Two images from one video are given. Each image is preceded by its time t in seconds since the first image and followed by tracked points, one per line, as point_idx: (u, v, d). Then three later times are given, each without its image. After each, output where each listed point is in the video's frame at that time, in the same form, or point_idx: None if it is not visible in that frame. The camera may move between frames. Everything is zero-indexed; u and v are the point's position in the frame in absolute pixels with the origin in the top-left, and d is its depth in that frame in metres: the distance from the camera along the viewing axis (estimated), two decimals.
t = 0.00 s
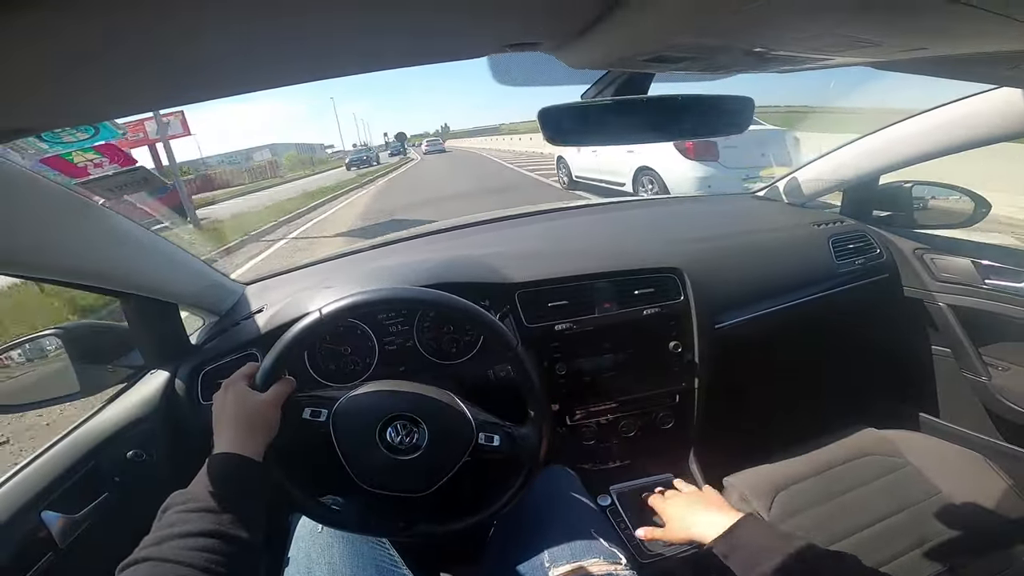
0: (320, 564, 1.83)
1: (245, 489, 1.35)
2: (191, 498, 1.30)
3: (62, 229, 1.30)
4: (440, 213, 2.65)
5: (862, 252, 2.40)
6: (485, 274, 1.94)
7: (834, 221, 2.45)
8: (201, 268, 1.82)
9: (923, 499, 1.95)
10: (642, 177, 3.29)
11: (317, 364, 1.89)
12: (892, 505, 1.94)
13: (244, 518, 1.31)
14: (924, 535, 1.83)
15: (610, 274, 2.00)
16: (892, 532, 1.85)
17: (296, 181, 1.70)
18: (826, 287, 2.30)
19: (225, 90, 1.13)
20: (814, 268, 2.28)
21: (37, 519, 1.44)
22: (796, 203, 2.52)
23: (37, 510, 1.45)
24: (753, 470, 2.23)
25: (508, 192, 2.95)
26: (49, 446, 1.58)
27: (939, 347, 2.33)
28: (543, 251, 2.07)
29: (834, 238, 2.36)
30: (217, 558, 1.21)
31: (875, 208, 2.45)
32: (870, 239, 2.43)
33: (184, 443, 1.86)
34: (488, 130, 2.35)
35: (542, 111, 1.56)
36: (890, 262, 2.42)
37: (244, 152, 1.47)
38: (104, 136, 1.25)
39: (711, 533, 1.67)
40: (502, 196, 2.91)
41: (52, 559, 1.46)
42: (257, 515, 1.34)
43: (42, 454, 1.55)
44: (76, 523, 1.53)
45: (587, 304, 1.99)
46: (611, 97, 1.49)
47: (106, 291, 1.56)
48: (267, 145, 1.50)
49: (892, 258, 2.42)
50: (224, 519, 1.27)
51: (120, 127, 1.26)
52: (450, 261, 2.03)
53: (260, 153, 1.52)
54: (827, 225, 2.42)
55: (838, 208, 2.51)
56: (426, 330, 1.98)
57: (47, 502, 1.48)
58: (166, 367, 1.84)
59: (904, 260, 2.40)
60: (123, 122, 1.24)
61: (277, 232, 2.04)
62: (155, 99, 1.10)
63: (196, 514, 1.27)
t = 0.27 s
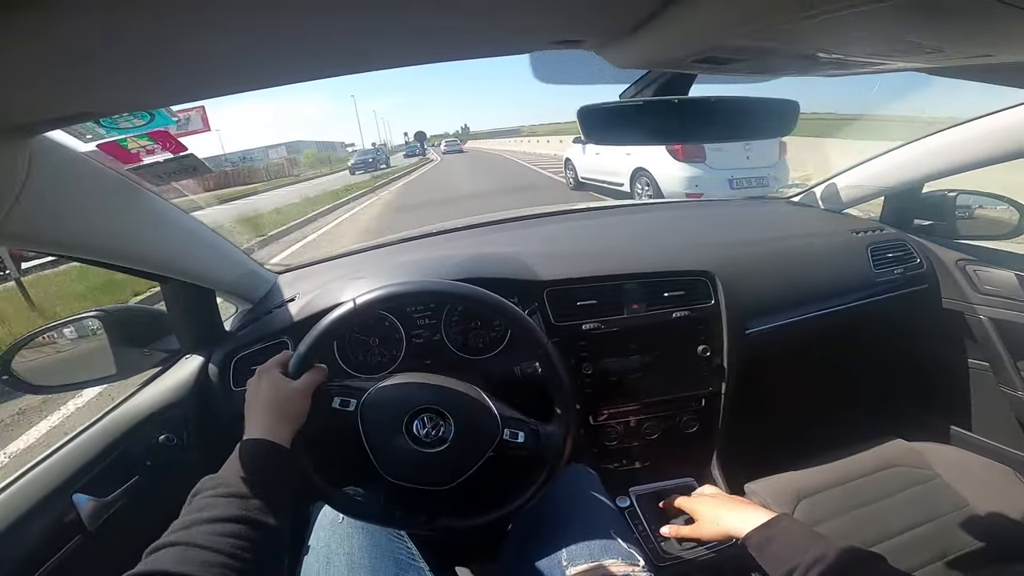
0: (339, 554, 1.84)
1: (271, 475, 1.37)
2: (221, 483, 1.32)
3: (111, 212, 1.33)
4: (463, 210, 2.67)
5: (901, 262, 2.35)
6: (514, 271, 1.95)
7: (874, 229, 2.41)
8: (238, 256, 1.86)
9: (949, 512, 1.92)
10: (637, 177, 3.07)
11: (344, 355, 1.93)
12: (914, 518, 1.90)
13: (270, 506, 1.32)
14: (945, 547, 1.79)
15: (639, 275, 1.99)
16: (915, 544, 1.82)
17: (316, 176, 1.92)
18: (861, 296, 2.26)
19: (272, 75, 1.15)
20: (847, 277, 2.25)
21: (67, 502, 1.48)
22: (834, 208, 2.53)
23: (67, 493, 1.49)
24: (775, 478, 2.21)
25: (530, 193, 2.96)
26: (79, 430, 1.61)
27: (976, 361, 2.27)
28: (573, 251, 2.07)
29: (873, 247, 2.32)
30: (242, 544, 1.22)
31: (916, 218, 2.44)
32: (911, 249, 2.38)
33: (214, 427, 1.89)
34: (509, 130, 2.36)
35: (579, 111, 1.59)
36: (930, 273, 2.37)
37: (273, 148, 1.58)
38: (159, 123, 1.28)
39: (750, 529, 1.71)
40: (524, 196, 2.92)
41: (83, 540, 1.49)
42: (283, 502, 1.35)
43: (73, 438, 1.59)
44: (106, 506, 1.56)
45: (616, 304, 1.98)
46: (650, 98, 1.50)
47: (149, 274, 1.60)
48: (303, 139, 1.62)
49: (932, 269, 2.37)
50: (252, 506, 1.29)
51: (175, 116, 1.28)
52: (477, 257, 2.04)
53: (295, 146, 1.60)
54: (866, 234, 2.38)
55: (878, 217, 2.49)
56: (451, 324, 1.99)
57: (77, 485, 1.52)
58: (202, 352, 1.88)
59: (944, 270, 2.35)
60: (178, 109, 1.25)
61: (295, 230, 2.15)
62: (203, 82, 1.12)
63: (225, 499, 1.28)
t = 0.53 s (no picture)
0: (388, 544, 1.87)
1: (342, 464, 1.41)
2: (295, 469, 1.37)
3: (212, 200, 1.42)
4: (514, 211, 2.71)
5: (975, 282, 2.31)
6: (576, 274, 1.98)
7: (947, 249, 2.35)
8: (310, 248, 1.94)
9: (1000, 534, 1.89)
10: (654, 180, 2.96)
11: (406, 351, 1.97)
12: (961, 538, 1.88)
13: (344, 494, 1.36)
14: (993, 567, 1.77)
15: (698, 285, 2.00)
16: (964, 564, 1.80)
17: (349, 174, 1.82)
18: (924, 318, 2.24)
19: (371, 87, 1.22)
20: (908, 297, 2.22)
21: (147, 481, 1.57)
22: (903, 225, 2.44)
23: (148, 473, 1.58)
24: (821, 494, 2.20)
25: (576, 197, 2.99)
26: (151, 419, 1.69)
27: None
28: (633, 258, 2.09)
29: (945, 266, 2.28)
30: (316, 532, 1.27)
31: (994, 237, 2.29)
32: (985, 269, 2.32)
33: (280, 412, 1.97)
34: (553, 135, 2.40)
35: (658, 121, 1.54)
36: (1004, 295, 2.32)
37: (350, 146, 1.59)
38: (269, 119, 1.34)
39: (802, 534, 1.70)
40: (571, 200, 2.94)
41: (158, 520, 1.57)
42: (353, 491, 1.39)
43: (152, 422, 1.68)
44: (181, 488, 1.65)
45: (673, 312, 2.00)
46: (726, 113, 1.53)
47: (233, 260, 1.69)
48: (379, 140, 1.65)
49: (1006, 290, 2.32)
50: (326, 494, 1.33)
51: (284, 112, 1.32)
52: (537, 260, 2.08)
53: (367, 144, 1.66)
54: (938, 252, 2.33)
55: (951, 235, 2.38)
56: (510, 326, 2.00)
57: (157, 466, 1.61)
58: (272, 339, 1.96)
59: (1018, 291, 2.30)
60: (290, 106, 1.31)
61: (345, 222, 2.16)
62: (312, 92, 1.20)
63: (300, 486, 1.33)
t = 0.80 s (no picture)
0: (414, 534, 1.86)
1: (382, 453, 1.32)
2: (336, 457, 1.26)
3: (265, 181, 1.49)
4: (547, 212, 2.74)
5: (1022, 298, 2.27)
6: (616, 275, 2.00)
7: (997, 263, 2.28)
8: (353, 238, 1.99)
9: None
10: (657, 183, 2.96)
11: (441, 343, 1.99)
12: (994, 552, 1.84)
13: (381, 484, 1.26)
14: None
15: (738, 291, 2.00)
16: None
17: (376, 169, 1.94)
18: (964, 333, 2.22)
19: (431, 79, 1.26)
20: (949, 312, 2.19)
21: (194, 461, 1.59)
22: (950, 238, 2.37)
23: (195, 453, 1.60)
24: (848, 505, 2.19)
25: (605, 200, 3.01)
26: (193, 403, 1.70)
27: None
28: (671, 260, 2.10)
29: (993, 281, 2.24)
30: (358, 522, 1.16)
31: None
32: None
33: (317, 396, 2.02)
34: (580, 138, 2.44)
35: (712, 127, 1.54)
36: None
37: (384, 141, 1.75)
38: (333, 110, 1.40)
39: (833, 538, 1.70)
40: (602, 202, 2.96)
41: (202, 499, 1.60)
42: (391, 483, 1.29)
43: (195, 405, 1.70)
44: (222, 470, 1.67)
45: (710, 316, 2.00)
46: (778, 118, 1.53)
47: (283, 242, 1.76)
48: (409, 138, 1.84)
49: None
50: (364, 483, 1.23)
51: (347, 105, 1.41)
52: (574, 260, 2.10)
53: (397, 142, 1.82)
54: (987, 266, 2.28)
55: (1001, 250, 2.28)
56: (545, 325, 2.01)
57: (203, 447, 1.63)
58: (313, 325, 2.03)
59: None
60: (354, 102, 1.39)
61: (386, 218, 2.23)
62: (377, 82, 1.23)
63: (341, 473, 1.22)
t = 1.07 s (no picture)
0: (422, 527, 1.86)
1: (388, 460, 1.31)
2: (344, 464, 1.26)
3: (278, 173, 1.48)
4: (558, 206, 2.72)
5: None
6: (630, 271, 1.98)
7: None
8: (368, 230, 1.99)
9: None
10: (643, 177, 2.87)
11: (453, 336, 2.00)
12: (1008, 555, 1.80)
13: (388, 488, 1.25)
14: None
15: (755, 289, 1.97)
16: None
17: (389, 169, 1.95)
18: (986, 336, 2.17)
19: (444, 68, 1.25)
20: (970, 315, 2.15)
21: (206, 450, 1.60)
22: (977, 238, 2.30)
23: (208, 443, 1.62)
24: (860, 507, 2.17)
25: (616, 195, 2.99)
26: (208, 393, 1.71)
27: None
28: (686, 257, 2.08)
29: (1018, 282, 2.19)
30: (363, 530, 1.16)
31: None
32: None
33: (329, 387, 2.03)
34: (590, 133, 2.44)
35: (730, 121, 1.49)
36: None
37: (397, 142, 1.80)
38: (349, 102, 1.39)
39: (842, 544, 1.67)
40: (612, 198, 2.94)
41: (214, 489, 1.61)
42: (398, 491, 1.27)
43: (209, 394, 1.71)
44: (235, 460, 1.68)
45: (725, 313, 1.98)
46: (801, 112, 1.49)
47: (295, 233, 1.76)
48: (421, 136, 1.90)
49: None
50: (369, 488, 1.22)
51: (364, 98, 1.40)
52: (588, 255, 2.09)
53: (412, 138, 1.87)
54: (1013, 267, 2.22)
55: None
56: (559, 320, 2.00)
57: (216, 437, 1.64)
58: (328, 316, 2.04)
59: None
60: (371, 94, 1.40)
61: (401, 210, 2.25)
62: (392, 70, 1.22)
63: (347, 479, 1.22)
